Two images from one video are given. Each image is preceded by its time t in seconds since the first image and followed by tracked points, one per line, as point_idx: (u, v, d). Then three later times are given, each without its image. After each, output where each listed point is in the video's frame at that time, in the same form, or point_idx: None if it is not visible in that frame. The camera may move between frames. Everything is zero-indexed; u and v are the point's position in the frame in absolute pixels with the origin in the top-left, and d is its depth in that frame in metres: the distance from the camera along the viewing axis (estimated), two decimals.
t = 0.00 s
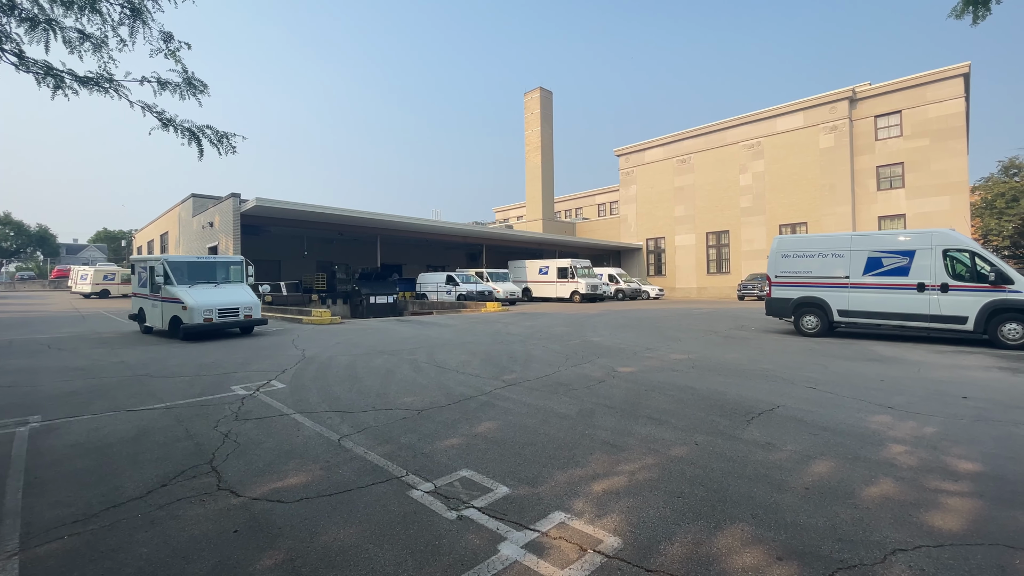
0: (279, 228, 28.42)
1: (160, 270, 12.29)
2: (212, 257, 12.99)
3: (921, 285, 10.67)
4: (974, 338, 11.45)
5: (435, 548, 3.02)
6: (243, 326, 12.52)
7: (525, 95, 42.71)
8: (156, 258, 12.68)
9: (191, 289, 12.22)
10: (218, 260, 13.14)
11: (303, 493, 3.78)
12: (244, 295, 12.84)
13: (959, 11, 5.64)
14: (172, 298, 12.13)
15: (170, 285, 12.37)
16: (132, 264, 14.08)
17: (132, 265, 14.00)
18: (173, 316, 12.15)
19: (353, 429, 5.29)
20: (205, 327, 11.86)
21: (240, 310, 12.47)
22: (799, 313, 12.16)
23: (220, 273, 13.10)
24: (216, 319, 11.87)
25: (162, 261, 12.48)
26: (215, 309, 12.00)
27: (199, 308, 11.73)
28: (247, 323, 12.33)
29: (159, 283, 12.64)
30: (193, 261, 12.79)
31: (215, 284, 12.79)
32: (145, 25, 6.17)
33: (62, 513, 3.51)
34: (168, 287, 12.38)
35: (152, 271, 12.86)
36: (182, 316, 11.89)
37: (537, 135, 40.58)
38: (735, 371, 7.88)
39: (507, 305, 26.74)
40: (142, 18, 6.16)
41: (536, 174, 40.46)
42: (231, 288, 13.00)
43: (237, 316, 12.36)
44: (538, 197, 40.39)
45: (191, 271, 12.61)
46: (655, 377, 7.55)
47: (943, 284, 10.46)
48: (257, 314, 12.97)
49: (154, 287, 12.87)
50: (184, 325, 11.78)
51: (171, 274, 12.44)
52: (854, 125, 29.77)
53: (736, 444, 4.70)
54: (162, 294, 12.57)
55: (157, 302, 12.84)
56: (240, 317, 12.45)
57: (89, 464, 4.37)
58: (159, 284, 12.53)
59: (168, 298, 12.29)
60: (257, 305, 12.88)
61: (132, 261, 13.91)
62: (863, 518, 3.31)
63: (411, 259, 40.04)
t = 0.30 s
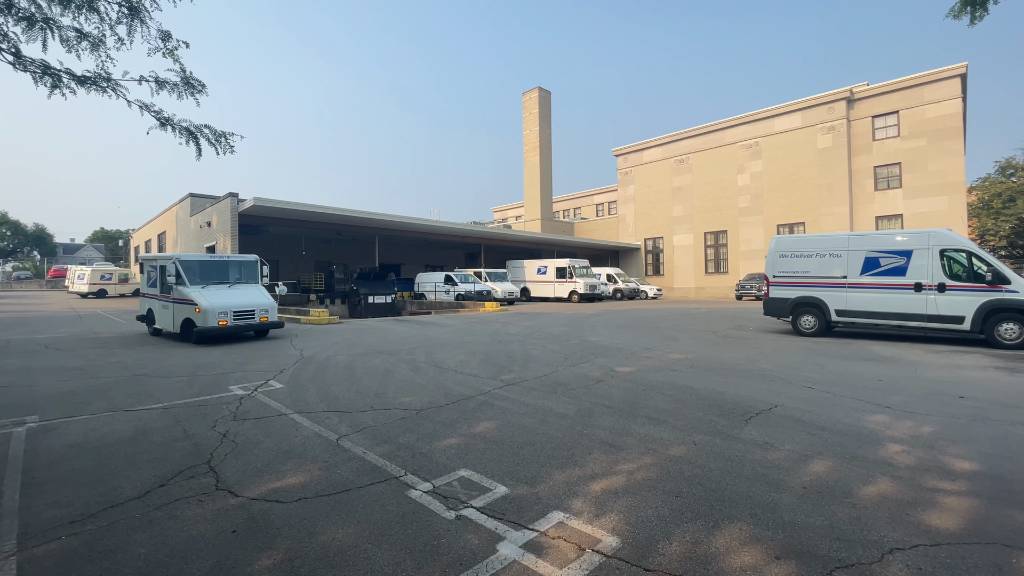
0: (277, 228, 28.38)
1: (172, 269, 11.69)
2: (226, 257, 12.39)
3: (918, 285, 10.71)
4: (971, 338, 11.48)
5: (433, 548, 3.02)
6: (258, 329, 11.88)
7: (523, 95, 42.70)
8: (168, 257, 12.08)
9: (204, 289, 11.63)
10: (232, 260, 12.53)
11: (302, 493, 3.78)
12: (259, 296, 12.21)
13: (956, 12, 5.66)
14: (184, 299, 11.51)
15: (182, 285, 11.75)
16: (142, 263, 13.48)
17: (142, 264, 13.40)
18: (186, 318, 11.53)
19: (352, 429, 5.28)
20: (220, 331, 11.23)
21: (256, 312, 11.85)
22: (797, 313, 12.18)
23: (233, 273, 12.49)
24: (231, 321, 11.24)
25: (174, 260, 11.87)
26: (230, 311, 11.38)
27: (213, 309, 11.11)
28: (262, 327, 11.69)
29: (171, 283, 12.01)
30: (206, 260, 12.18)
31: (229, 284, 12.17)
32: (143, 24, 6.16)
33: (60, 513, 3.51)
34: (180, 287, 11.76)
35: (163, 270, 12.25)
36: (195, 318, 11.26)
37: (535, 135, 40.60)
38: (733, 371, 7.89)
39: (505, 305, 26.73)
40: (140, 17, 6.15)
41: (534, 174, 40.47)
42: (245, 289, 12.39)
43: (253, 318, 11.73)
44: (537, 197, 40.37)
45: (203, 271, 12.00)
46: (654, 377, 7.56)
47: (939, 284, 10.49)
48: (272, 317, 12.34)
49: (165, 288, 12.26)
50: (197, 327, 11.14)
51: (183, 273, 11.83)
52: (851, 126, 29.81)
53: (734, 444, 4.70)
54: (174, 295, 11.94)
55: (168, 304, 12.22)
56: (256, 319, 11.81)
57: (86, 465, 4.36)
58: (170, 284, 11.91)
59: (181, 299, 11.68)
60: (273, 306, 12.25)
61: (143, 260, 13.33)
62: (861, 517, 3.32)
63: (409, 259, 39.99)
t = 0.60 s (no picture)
0: (275, 228, 28.35)
1: (185, 269, 10.94)
2: (241, 255, 11.65)
3: (916, 285, 10.73)
4: (969, 337, 11.50)
5: (431, 548, 3.01)
6: (276, 332, 11.08)
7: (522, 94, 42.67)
8: (182, 256, 11.33)
9: (220, 289, 10.86)
10: (246, 258, 11.78)
11: (299, 493, 3.77)
12: (277, 296, 11.44)
13: (955, 12, 5.67)
14: (199, 300, 10.76)
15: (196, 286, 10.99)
16: (153, 262, 12.73)
17: (154, 263, 12.67)
18: (201, 320, 10.78)
19: (350, 429, 5.28)
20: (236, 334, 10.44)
21: (274, 314, 11.06)
22: (795, 313, 12.19)
23: (249, 272, 11.73)
24: (248, 324, 10.46)
25: (187, 259, 11.13)
26: (248, 312, 10.60)
27: (229, 311, 10.35)
28: (281, 330, 10.90)
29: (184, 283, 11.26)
30: (220, 259, 11.43)
31: (245, 284, 11.43)
32: (141, 24, 6.14)
33: (57, 514, 3.49)
34: (194, 287, 11.00)
35: (175, 269, 11.50)
36: (211, 320, 10.50)
37: (534, 135, 40.60)
38: (731, 371, 7.90)
39: (504, 305, 26.71)
40: (138, 16, 6.13)
41: (533, 174, 40.47)
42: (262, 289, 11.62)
43: (271, 321, 10.95)
44: (535, 197, 40.37)
45: (218, 270, 11.25)
46: (652, 377, 7.55)
47: (937, 284, 10.52)
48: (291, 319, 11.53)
49: (179, 288, 11.51)
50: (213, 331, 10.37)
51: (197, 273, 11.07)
52: (849, 126, 29.86)
53: (733, 443, 4.70)
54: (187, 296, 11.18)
55: (181, 305, 11.47)
56: (274, 322, 11.02)
57: (84, 466, 4.34)
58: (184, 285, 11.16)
59: (195, 300, 10.93)
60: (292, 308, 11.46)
61: (154, 259, 12.58)
62: (859, 517, 3.32)
63: (407, 259, 39.97)
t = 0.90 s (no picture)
0: (274, 227, 28.30)
1: (201, 268, 10.14)
2: (259, 253, 10.84)
3: (914, 285, 10.75)
4: (967, 337, 11.51)
5: (430, 548, 3.01)
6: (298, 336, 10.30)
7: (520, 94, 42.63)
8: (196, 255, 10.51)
9: (239, 290, 10.06)
10: (264, 257, 10.95)
11: (298, 494, 3.76)
12: (297, 298, 10.62)
13: (953, 11, 5.68)
14: (215, 302, 9.96)
15: (212, 286, 10.18)
16: (164, 261, 11.92)
17: (164, 262, 11.86)
18: (218, 324, 9.96)
19: (349, 429, 5.26)
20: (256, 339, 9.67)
21: (296, 317, 10.28)
22: (794, 313, 12.20)
23: (266, 272, 10.90)
24: (270, 328, 9.70)
25: (203, 258, 10.33)
26: (269, 315, 9.81)
27: (250, 314, 9.55)
28: (303, 334, 10.13)
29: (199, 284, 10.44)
30: (237, 257, 10.62)
31: (264, 285, 10.62)
32: (138, 22, 6.13)
33: (53, 515, 3.48)
34: (210, 288, 10.19)
35: (189, 269, 10.69)
36: (229, 324, 9.71)
37: (532, 135, 40.59)
38: (730, 371, 7.89)
39: (503, 304, 26.70)
40: (135, 15, 6.11)
41: (531, 174, 40.47)
42: (281, 290, 10.79)
43: (293, 324, 10.17)
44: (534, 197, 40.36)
45: (235, 270, 10.43)
46: (651, 377, 7.54)
47: (935, 284, 10.54)
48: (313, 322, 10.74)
49: (193, 289, 10.70)
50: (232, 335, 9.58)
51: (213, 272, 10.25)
52: (848, 126, 29.90)
53: (732, 443, 4.70)
54: (202, 298, 10.36)
55: (194, 308, 10.67)
56: (295, 326, 10.25)
57: (81, 466, 4.32)
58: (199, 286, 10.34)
59: (211, 302, 10.11)
60: (314, 310, 10.67)
61: (166, 257, 11.76)
62: (858, 517, 3.32)
63: (406, 258, 39.95)
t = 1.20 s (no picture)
0: (272, 227, 28.24)
1: (221, 268, 9.49)
2: (281, 253, 10.20)
3: (912, 285, 10.77)
4: (965, 337, 11.53)
5: (429, 549, 3.00)
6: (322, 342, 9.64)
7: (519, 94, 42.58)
8: (215, 254, 9.87)
9: (261, 292, 9.40)
10: (285, 257, 10.28)
11: (296, 495, 3.74)
12: (321, 300, 9.95)
13: (951, 11, 5.68)
14: (235, 304, 9.29)
15: (232, 287, 9.51)
16: (179, 260, 11.25)
17: (179, 262, 11.19)
18: (239, 327, 9.29)
19: (348, 429, 5.26)
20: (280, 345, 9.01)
21: (321, 321, 9.63)
22: (792, 313, 12.22)
23: (287, 273, 10.21)
24: (295, 333, 9.05)
25: (222, 256, 9.68)
26: (294, 319, 9.15)
27: (273, 317, 8.90)
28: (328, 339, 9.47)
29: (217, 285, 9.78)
30: (257, 257, 9.98)
31: (285, 286, 9.96)
32: (135, 21, 6.11)
33: (50, 516, 3.46)
34: (230, 289, 9.51)
35: (207, 268, 10.04)
36: (251, 328, 9.03)
37: (531, 135, 40.57)
38: (730, 371, 7.89)
39: (502, 305, 26.68)
40: (133, 14, 6.10)
41: (530, 174, 40.45)
42: (304, 292, 10.11)
43: (318, 328, 9.52)
44: (532, 197, 40.34)
45: (255, 270, 9.77)
46: (649, 377, 7.54)
47: (933, 284, 10.56)
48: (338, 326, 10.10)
49: (210, 291, 10.04)
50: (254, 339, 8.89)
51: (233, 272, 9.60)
52: (846, 126, 29.94)
53: (731, 444, 4.70)
54: (220, 299, 9.70)
55: (212, 310, 9.98)
56: (321, 330, 9.60)
57: (78, 467, 4.30)
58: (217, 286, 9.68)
59: (231, 304, 9.44)
60: (340, 313, 10.02)
61: (181, 257, 11.09)
62: (858, 517, 3.32)
63: (405, 259, 39.93)
